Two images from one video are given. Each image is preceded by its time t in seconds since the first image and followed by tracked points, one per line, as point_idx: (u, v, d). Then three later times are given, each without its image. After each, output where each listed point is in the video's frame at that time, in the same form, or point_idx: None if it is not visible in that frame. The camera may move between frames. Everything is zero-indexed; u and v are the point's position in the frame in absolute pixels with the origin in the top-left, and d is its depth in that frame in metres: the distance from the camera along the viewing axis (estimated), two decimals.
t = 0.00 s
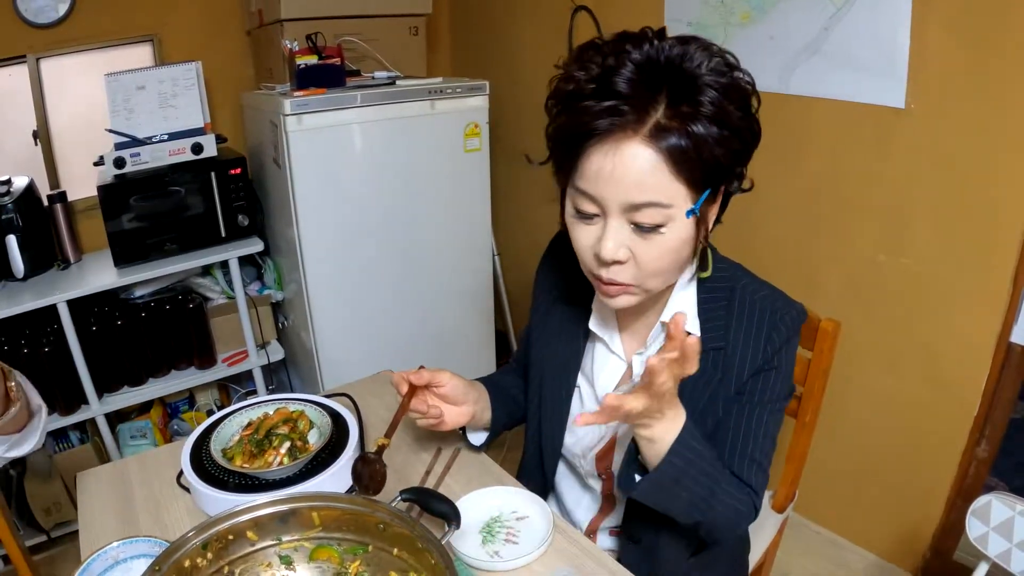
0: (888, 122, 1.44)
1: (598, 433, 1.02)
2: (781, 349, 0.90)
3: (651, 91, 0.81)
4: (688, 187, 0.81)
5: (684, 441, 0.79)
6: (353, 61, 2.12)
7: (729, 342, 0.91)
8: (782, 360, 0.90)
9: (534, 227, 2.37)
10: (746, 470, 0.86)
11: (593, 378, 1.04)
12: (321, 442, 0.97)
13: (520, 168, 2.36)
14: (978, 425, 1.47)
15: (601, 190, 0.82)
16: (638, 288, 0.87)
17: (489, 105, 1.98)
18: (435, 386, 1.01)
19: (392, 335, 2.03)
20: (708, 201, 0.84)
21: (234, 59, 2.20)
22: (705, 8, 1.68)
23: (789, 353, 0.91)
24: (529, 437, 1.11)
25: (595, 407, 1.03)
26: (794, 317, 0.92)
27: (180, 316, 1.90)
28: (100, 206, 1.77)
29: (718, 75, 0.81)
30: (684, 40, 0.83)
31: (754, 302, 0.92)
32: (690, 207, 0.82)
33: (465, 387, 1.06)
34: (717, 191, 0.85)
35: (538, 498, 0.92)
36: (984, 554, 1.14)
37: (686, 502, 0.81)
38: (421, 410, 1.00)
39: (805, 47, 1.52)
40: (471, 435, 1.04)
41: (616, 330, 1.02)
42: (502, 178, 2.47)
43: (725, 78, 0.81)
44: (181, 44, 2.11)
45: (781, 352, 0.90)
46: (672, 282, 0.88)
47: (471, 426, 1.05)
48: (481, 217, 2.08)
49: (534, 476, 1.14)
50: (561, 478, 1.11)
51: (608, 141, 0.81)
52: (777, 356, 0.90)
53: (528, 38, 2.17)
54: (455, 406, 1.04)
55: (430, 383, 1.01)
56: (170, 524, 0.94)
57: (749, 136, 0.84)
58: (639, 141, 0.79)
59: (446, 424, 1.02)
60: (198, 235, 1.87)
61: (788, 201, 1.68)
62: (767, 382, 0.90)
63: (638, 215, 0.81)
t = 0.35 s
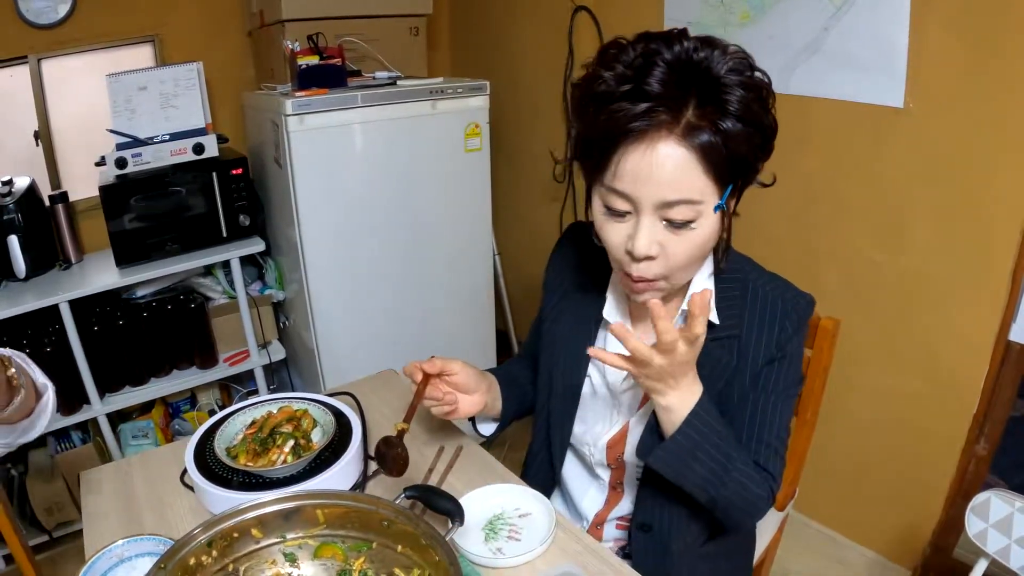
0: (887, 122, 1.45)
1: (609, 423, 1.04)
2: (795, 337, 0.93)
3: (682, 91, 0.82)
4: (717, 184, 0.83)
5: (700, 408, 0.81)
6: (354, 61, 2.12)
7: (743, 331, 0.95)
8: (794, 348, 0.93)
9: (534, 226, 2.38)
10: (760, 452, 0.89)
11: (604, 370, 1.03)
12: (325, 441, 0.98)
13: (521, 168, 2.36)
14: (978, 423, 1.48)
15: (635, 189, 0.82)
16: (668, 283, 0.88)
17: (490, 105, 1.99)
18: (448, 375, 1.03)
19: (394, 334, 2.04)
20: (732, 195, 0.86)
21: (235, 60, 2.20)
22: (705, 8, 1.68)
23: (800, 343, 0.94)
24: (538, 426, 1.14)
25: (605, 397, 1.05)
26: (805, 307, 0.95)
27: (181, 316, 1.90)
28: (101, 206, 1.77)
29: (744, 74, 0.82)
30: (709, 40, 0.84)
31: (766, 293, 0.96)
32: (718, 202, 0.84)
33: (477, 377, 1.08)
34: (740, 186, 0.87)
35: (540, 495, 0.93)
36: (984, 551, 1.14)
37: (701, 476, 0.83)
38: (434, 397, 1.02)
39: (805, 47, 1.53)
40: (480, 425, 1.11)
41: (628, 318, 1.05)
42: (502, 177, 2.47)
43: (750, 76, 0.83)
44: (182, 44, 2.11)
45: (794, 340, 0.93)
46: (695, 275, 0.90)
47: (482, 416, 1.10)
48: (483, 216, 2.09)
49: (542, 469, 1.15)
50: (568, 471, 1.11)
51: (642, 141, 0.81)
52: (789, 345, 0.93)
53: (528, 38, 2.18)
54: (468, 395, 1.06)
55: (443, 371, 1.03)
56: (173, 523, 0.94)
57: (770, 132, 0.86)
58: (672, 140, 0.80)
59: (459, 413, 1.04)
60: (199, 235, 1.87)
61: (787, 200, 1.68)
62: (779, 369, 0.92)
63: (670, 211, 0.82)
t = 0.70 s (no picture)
0: (885, 121, 1.46)
1: (614, 413, 1.05)
2: (799, 330, 0.94)
3: (696, 87, 0.83)
4: (726, 178, 0.84)
5: (697, 393, 0.85)
6: (354, 61, 2.13)
7: (751, 321, 0.96)
8: (799, 340, 0.94)
9: (533, 226, 2.38)
10: (763, 440, 0.90)
11: (609, 359, 1.07)
12: (327, 438, 0.99)
13: (520, 166, 2.36)
14: (976, 420, 1.48)
15: (645, 180, 0.84)
16: (674, 273, 0.90)
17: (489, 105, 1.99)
18: (455, 366, 1.06)
19: (394, 333, 2.05)
20: (741, 190, 0.87)
21: (235, 60, 2.21)
22: (703, 8, 1.69)
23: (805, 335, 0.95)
24: (542, 416, 1.15)
25: (611, 388, 1.06)
26: (810, 301, 0.96)
27: (182, 315, 1.91)
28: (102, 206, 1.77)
29: (757, 73, 0.83)
30: (725, 39, 0.85)
31: (772, 286, 0.97)
32: (726, 197, 0.85)
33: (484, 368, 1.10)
34: (749, 182, 0.87)
35: (541, 491, 0.94)
36: (982, 547, 1.15)
37: (697, 457, 0.86)
38: (440, 385, 1.05)
39: (803, 47, 1.54)
40: (485, 416, 1.14)
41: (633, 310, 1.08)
42: (501, 177, 2.48)
43: (763, 75, 0.83)
44: (182, 44, 2.12)
45: (799, 332, 0.94)
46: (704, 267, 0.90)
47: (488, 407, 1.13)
48: (483, 216, 2.10)
49: (546, 460, 1.17)
50: (570, 459, 1.12)
51: (653, 134, 0.83)
52: (794, 337, 0.94)
53: (527, 38, 2.19)
54: (476, 386, 1.09)
55: (449, 362, 1.05)
56: (176, 520, 0.95)
57: (781, 130, 0.87)
58: (683, 135, 0.81)
59: (466, 403, 1.07)
60: (199, 235, 1.88)
61: (786, 199, 1.69)
62: (784, 360, 0.93)
63: (677, 204, 0.84)
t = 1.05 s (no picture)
0: (881, 120, 1.47)
1: (613, 408, 1.06)
2: (795, 328, 0.95)
3: (689, 83, 0.84)
4: (716, 173, 0.85)
5: (686, 387, 0.87)
6: (353, 62, 2.14)
7: (747, 317, 0.97)
8: (795, 338, 0.95)
9: (533, 225, 2.39)
10: (753, 435, 0.91)
11: (609, 355, 1.08)
12: (328, 435, 1.00)
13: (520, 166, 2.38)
14: (972, 418, 1.50)
15: (635, 170, 0.85)
16: (664, 264, 0.91)
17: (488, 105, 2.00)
18: (454, 359, 1.07)
19: (395, 332, 2.06)
20: (732, 187, 0.88)
21: (235, 61, 2.22)
22: (700, 9, 1.70)
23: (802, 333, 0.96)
24: (542, 412, 1.17)
25: (611, 384, 1.07)
26: (806, 300, 0.97)
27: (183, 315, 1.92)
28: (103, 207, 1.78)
29: (750, 72, 0.84)
30: (724, 39, 0.86)
31: (769, 284, 0.98)
32: (716, 192, 0.86)
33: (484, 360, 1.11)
34: (740, 180, 0.88)
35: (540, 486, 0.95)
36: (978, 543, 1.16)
37: (684, 447, 0.88)
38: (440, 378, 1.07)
39: (800, 47, 1.55)
40: (487, 412, 1.15)
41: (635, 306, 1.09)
42: (501, 177, 2.49)
43: (757, 73, 0.85)
44: (183, 46, 2.13)
45: (794, 330, 0.95)
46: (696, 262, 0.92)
47: (489, 403, 1.14)
48: (482, 215, 2.11)
49: (546, 456, 1.18)
50: (569, 457, 1.13)
51: (644, 126, 0.84)
52: (790, 334, 0.95)
53: (526, 39, 2.20)
54: (476, 379, 1.10)
55: (449, 356, 1.07)
56: (179, 515, 0.96)
57: (775, 131, 0.88)
58: (673, 127, 0.83)
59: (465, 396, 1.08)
60: (200, 234, 1.89)
61: (783, 198, 1.70)
62: (780, 356, 0.94)
63: (666, 196, 0.85)
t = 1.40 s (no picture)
0: (878, 120, 1.49)
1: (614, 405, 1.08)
2: (793, 329, 0.97)
3: (676, 75, 0.88)
4: (702, 163, 0.88)
5: (687, 405, 0.88)
6: (355, 62, 2.16)
7: (746, 317, 0.99)
8: (794, 337, 0.97)
9: (533, 224, 2.41)
10: (759, 437, 0.93)
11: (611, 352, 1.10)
12: (333, 429, 1.01)
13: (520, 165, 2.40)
14: (970, 414, 1.52)
15: (624, 160, 0.89)
16: (653, 255, 0.93)
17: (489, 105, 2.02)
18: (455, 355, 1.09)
19: (397, 330, 2.07)
20: (721, 180, 0.90)
21: (237, 61, 2.23)
22: (698, 9, 1.72)
23: (800, 332, 0.98)
24: (545, 408, 1.19)
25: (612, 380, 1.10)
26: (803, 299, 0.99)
27: (186, 314, 1.93)
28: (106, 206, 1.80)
29: (736, 66, 0.88)
30: (714, 37, 0.90)
31: (768, 282, 1.00)
32: (704, 183, 0.89)
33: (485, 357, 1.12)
34: (729, 172, 0.91)
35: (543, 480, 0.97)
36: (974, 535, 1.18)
37: (692, 461, 0.89)
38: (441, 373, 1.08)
39: (797, 47, 1.57)
40: (490, 407, 1.16)
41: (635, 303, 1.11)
42: (501, 176, 2.51)
43: (743, 68, 0.88)
44: (185, 47, 2.14)
45: (792, 330, 0.97)
46: (686, 254, 0.94)
47: (491, 398, 1.16)
48: (483, 215, 2.12)
49: (548, 452, 1.20)
50: (573, 451, 1.15)
51: (631, 115, 0.88)
52: (789, 334, 0.97)
53: (526, 39, 2.22)
54: (477, 374, 1.11)
55: (451, 351, 1.08)
56: (187, 508, 0.98)
57: (763, 125, 0.90)
58: (659, 118, 0.86)
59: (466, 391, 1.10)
60: (203, 234, 1.91)
61: (781, 197, 1.72)
62: (781, 355, 0.95)
63: (654, 185, 0.88)
